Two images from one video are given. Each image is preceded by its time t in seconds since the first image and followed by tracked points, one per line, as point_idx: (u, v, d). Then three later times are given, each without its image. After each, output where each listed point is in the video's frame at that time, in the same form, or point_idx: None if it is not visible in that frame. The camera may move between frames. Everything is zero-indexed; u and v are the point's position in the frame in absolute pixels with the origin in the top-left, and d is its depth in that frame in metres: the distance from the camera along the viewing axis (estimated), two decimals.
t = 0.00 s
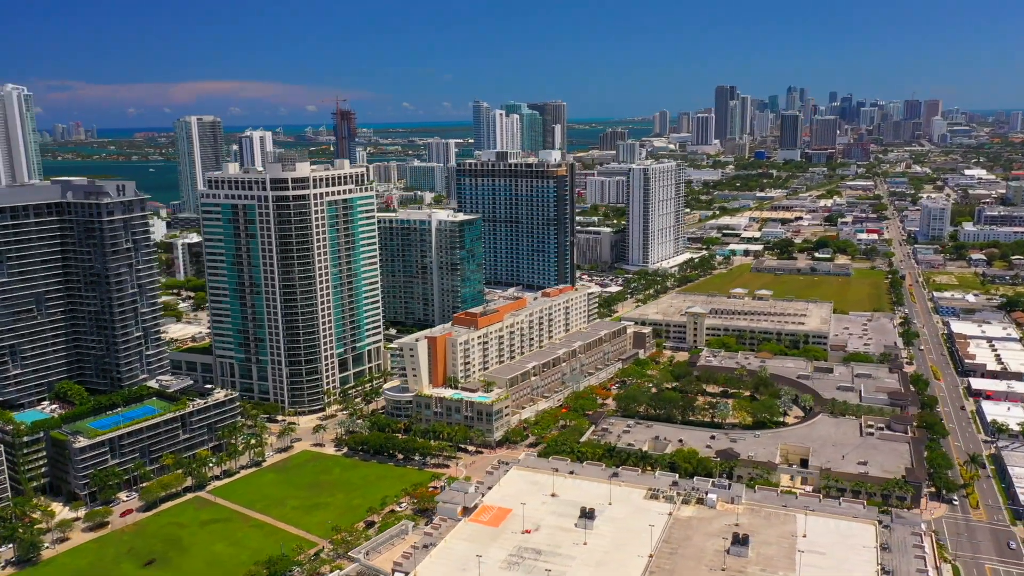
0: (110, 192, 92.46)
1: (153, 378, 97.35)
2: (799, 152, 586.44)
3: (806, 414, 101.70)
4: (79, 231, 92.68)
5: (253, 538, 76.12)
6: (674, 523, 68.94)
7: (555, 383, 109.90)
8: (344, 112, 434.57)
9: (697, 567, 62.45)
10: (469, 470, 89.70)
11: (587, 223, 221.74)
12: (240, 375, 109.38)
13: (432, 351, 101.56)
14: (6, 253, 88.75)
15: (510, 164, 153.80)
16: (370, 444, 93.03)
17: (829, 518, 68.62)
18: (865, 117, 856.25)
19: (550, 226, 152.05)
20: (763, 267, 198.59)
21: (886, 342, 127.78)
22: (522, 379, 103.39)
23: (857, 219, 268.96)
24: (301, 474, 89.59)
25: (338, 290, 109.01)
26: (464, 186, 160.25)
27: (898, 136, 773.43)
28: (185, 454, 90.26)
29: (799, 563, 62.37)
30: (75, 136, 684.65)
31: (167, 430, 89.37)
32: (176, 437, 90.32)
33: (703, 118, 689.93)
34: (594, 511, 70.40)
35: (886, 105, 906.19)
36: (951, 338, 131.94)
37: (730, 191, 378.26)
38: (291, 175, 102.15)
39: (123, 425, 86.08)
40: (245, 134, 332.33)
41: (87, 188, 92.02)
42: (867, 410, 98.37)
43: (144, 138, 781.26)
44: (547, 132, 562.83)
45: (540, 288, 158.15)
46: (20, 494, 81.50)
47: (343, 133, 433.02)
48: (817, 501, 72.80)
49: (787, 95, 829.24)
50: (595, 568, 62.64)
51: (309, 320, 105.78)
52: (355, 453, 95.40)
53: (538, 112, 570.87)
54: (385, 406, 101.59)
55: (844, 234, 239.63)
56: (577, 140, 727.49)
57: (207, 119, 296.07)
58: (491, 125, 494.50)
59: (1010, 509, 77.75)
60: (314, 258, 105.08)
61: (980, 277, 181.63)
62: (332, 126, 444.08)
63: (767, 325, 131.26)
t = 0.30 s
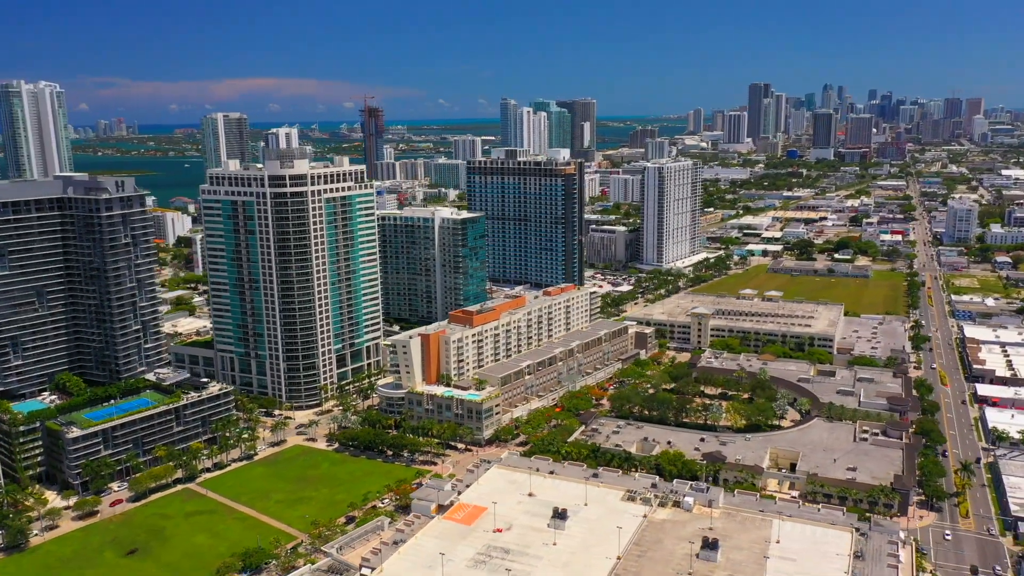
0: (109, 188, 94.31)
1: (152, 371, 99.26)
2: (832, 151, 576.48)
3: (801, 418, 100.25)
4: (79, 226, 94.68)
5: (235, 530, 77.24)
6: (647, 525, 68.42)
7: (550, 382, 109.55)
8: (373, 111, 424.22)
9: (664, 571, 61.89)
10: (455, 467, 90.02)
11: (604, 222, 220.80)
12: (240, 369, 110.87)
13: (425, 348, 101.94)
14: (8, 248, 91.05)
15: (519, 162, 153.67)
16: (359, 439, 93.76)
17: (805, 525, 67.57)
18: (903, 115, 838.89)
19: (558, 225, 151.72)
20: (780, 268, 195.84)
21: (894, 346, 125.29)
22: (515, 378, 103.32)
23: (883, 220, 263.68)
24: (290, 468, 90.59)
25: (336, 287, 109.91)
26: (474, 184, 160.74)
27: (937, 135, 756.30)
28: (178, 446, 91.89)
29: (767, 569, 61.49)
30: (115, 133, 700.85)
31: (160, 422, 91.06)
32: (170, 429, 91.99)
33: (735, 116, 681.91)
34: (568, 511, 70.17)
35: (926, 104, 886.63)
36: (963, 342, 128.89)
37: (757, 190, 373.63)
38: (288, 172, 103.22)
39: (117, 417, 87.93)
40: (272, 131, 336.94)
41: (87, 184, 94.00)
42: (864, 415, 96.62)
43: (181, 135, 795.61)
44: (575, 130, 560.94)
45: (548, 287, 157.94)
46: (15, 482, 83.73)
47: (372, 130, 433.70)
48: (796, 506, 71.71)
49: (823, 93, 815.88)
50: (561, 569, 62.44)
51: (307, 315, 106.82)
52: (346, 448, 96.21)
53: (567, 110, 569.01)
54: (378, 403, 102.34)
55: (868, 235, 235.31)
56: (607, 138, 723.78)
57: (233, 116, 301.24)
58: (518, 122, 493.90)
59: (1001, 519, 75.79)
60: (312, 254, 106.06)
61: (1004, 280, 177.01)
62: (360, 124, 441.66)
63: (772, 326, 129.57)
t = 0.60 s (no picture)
0: (110, 182, 96.21)
1: (152, 362, 101.24)
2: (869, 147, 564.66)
3: (798, 419, 98.76)
4: (81, 219, 96.77)
5: (219, 519, 78.56)
6: (619, 524, 67.99)
7: (547, 379, 109.24)
8: (402, 105, 435.41)
9: (630, 571, 61.46)
10: (443, 462, 90.44)
11: (621, 218, 219.38)
12: (242, 361, 112.53)
13: (419, 343, 102.37)
14: (12, 240, 93.46)
15: (529, 158, 153.33)
16: (350, 433, 94.55)
17: (780, 528, 66.55)
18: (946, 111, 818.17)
19: (567, 221, 151.15)
20: (799, 266, 192.78)
21: (904, 347, 122.58)
22: (509, 374, 103.20)
23: (912, 218, 257.76)
24: (282, 460, 91.87)
25: (335, 281, 110.86)
26: (485, 180, 160.91)
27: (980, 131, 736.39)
28: (174, 436, 93.60)
29: (734, 572, 60.70)
30: (154, 129, 715.98)
31: (157, 412, 92.88)
32: (166, 419, 93.78)
33: (770, 112, 672.23)
34: (542, 509, 70.03)
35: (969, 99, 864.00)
36: (978, 344, 125.50)
37: (786, 187, 367.86)
38: (288, 168, 104.20)
39: (113, 406, 89.87)
40: (300, 126, 341.01)
41: (88, 178, 95.95)
42: (861, 417, 94.78)
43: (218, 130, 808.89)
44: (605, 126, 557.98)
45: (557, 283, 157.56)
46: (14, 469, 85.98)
47: (400, 126, 436.30)
48: (775, 509, 70.60)
49: (862, 89, 799.37)
50: (526, 566, 62.37)
51: (305, 309, 107.91)
52: (338, 441, 97.14)
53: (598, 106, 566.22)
54: (373, 397, 103.09)
55: (893, 233, 230.37)
56: (640, 134, 718.53)
57: (261, 111, 304.69)
58: (547, 118, 492.06)
59: (990, 528, 73.82)
60: (311, 248, 106.98)
61: None
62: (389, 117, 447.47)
63: (779, 326, 127.76)
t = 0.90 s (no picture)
0: (112, 179, 98.27)
1: (154, 355, 103.25)
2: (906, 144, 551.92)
3: (794, 421, 97.23)
4: (85, 215, 99.01)
5: (206, 511, 79.90)
6: (593, 525, 67.63)
7: (544, 377, 109.16)
8: (431, 102, 437.07)
9: (596, 571, 61.12)
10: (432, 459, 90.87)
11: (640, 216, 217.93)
12: (245, 355, 114.19)
13: (414, 340, 102.84)
14: (19, 236, 96.03)
15: (539, 156, 153.00)
16: (343, 428, 95.40)
17: (755, 531, 65.61)
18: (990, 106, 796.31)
19: (577, 219, 150.55)
20: (818, 265, 189.53)
21: (914, 348, 119.90)
22: (505, 372, 103.19)
23: (942, 216, 251.50)
24: (275, 454, 93.12)
25: (336, 277, 111.85)
26: (496, 177, 160.97)
27: None
28: (172, 429, 95.42)
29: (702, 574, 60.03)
30: (192, 126, 728.49)
31: (155, 405, 94.72)
32: (164, 411, 95.60)
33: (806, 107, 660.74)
34: (517, 507, 69.95)
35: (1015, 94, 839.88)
36: (993, 347, 122.16)
37: (816, 184, 361.50)
38: (288, 165, 105.32)
39: (112, 398, 91.87)
40: (327, 123, 344.33)
41: (91, 174, 98.08)
42: (858, 419, 92.97)
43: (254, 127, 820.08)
44: (636, 122, 553.69)
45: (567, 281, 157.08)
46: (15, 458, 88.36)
47: (428, 122, 438.35)
48: (753, 512, 69.60)
49: (903, 84, 781.73)
50: (493, 564, 62.36)
51: (306, 305, 108.99)
52: (332, 436, 98.08)
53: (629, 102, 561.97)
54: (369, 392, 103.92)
55: (920, 231, 225.23)
56: (672, 130, 711.37)
57: (288, 108, 307.76)
58: (576, 114, 489.21)
59: (980, 536, 71.94)
60: (310, 245, 107.94)
61: None
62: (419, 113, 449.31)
63: (786, 326, 125.92)
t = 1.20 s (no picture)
0: (114, 175, 100.56)
1: (155, 348, 105.35)
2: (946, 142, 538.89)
3: (789, 424, 95.80)
4: (89, 210, 101.30)
5: (193, 502, 81.31)
6: (564, 525, 67.32)
7: (540, 376, 109.13)
8: (459, 99, 440.84)
9: (560, 571, 60.82)
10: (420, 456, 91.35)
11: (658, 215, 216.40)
12: (247, 350, 115.87)
13: (410, 337, 103.36)
14: (25, 231, 98.56)
15: (549, 154, 152.85)
16: (335, 423, 96.28)
17: (727, 535, 64.76)
18: None
19: (585, 217, 150.00)
20: (837, 266, 186.28)
21: (922, 352, 117.24)
22: (499, 370, 103.32)
23: (972, 217, 245.07)
24: (268, 447, 94.47)
25: (336, 274, 112.91)
26: (507, 175, 161.16)
27: None
28: (169, 421, 97.24)
29: None
30: (228, 123, 739.98)
31: (153, 397, 96.59)
32: (162, 404, 97.47)
33: (842, 105, 648.69)
34: (490, 506, 69.96)
35: None
36: (1006, 351, 118.84)
37: (847, 184, 355.13)
38: (288, 163, 106.60)
39: (111, 390, 93.96)
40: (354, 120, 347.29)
41: (94, 171, 100.42)
42: (853, 423, 91.23)
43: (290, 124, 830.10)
44: (667, 120, 549.22)
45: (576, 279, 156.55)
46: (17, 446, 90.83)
47: (457, 120, 439.74)
48: (729, 516, 68.65)
49: (945, 81, 763.07)
50: (459, 562, 62.46)
51: (305, 300, 110.09)
52: (326, 430, 99.02)
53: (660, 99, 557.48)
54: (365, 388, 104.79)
55: (947, 232, 220.20)
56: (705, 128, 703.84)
57: (314, 106, 311.25)
58: (605, 112, 486.42)
59: (966, 545, 70.05)
60: (309, 242, 108.99)
61: None
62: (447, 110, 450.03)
63: (792, 327, 124.09)
